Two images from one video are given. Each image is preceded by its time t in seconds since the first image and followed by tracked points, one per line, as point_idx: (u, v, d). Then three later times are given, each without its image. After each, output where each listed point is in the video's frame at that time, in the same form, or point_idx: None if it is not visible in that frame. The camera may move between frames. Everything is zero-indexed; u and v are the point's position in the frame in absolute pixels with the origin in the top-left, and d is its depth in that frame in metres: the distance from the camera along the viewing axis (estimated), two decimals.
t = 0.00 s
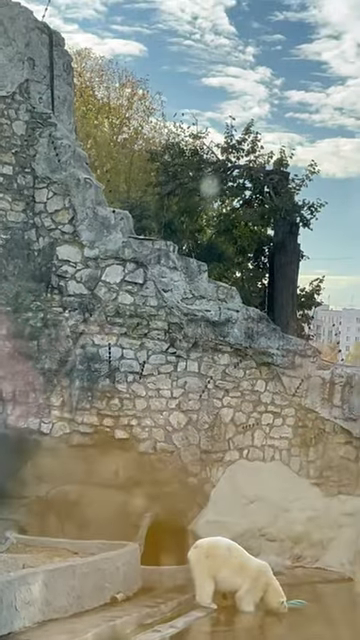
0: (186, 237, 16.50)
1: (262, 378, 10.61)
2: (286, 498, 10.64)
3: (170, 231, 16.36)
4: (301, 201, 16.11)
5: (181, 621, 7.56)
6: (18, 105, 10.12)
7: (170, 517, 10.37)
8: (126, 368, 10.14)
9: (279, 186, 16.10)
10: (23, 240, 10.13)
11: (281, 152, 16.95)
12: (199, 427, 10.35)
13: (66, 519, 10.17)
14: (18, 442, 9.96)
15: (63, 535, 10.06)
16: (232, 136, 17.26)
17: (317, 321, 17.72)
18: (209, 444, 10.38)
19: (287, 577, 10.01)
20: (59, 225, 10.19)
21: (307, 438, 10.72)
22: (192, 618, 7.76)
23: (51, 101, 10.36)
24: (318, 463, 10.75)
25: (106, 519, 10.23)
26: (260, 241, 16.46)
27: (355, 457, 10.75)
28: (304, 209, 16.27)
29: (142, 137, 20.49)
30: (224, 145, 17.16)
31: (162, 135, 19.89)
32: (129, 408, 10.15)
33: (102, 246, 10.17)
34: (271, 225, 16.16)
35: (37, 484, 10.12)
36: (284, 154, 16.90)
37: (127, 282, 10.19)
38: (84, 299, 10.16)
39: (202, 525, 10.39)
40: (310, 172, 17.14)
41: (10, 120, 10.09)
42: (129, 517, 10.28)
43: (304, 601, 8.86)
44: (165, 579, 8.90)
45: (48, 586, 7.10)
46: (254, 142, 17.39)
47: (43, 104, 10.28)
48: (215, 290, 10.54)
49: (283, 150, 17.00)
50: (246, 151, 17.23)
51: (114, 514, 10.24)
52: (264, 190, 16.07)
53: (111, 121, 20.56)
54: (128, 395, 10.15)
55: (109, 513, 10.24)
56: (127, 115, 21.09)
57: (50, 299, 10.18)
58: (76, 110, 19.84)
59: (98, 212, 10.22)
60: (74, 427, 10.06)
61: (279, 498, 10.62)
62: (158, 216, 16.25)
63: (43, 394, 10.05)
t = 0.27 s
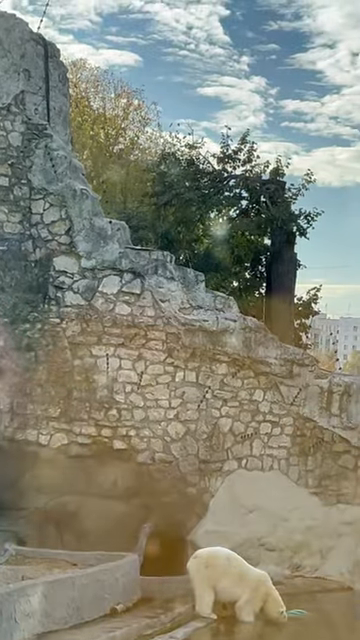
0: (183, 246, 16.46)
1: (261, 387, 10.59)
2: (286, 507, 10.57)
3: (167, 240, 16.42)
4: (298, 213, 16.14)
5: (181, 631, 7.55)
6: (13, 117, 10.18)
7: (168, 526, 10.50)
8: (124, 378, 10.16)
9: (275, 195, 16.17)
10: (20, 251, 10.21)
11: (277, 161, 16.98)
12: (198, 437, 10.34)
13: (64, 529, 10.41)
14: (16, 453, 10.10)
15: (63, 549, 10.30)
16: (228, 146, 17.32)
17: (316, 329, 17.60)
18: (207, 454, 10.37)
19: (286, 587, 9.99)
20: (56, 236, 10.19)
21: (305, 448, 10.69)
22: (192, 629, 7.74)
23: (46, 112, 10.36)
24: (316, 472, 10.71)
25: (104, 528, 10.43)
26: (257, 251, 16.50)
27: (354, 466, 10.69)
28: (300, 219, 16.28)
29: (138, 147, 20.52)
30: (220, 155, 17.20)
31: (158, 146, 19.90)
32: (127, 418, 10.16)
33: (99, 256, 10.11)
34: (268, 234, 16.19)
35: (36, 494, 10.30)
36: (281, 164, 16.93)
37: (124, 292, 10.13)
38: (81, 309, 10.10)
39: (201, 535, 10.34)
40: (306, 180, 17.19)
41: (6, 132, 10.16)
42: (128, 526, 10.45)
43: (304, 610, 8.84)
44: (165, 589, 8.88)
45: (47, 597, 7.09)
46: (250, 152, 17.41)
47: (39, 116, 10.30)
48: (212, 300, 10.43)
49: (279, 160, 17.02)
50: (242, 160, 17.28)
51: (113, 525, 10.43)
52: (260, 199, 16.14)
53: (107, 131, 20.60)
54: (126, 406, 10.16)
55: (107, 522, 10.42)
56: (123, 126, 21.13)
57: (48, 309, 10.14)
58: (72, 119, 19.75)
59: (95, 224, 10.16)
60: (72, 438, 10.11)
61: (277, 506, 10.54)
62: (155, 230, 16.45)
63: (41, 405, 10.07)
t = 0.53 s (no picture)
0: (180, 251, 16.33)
1: (258, 392, 10.52)
2: (284, 510, 10.61)
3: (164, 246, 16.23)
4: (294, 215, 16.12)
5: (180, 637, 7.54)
6: (9, 123, 10.11)
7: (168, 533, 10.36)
8: (121, 384, 10.20)
9: (271, 200, 16.13)
10: (16, 257, 10.15)
11: (273, 166, 16.98)
12: (196, 442, 10.33)
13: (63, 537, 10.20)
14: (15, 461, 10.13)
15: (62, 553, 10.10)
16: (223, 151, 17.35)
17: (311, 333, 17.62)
18: (205, 459, 10.35)
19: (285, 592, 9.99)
20: (53, 242, 10.17)
21: (303, 451, 10.66)
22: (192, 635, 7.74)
23: (42, 118, 10.32)
24: (314, 477, 10.69)
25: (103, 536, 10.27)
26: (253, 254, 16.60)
27: (352, 470, 10.69)
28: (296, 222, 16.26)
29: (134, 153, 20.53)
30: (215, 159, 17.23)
31: (154, 151, 19.93)
32: (125, 424, 10.20)
33: (96, 262, 10.11)
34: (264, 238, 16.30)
35: (34, 502, 10.20)
36: (276, 168, 16.94)
37: (121, 298, 10.15)
38: (79, 316, 10.16)
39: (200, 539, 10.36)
40: (302, 184, 17.18)
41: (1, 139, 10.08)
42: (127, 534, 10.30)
43: (303, 615, 8.84)
44: (164, 594, 8.87)
45: (47, 604, 7.12)
46: (246, 156, 17.41)
47: (34, 123, 10.26)
48: (209, 304, 10.31)
49: (275, 164, 17.02)
50: (237, 165, 17.30)
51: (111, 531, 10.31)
52: (256, 205, 16.11)
53: (102, 137, 20.62)
54: (124, 410, 10.20)
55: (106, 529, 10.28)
56: (119, 131, 21.14)
57: (45, 315, 10.18)
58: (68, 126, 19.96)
59: (92, 229, 10.13)
60: (70, 445, 10.20)
61: (275, 510, 10.59)
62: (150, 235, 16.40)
63: (39, 411, 10.15)
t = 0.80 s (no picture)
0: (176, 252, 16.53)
1: (255, 391, 10.61)
2: (283, 510, 10.69)
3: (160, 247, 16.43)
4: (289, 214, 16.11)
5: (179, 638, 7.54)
6: (5, 126, 9.95)
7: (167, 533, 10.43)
8: (118, 385, 10.19)
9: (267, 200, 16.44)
10: (13, 259, 9.99)
11: (269, 166, 17.00)
12: (193, 443, 10.33)
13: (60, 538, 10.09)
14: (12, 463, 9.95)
15: (60, 554, 9.91)
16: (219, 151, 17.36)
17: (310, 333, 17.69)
18: (203, 460, 10.35)
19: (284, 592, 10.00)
20: (49, 244, 10.09)
21: (301, 451, 10.72)
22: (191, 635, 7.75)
23: (37, 120, 10.13)
24: (312, 476, 10.73)
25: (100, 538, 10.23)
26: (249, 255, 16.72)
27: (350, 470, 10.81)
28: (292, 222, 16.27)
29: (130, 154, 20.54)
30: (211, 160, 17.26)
31: (150, 152, 19.97)
32: (122, 425, 10.17)
33: (92, 264, 10.08)
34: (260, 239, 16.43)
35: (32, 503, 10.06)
36: (272, 169, 16.96)
37: (118, 299, 10.16)
38: (75, 317, 10.12)
39: (198, 540, 10.43)
40: (298, 184, 17.18)
41: None
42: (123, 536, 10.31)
43: (302, 614, 8.86)
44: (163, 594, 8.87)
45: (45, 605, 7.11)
46: (241, 157, 17.42)
47: (30, 124, 10.08)
48: (205, 304, 10.41)
49: (270, 165, 17.04)
50: (233, 165, 17.31)
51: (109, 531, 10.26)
52: (252, 204, 16.37)
53: (98, 139, 20.65)
54: (121, 411, 10.17)
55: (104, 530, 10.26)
56: (114, 132, 21.17)
57: (42, 317, 10.07)
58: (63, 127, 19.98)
59: (88, 230, 10.09)
60: (67, 445, 10.04)
61: (272, 510, 10.64)
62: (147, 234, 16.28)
63: (37, 413, 9.98)
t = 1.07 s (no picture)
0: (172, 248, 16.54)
1: (252, 388, 10.69)
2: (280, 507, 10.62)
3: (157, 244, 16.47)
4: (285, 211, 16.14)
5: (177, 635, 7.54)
6: None
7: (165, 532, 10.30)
8: (115, 382, 10.13)
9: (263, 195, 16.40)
10: (8, 257, 10.09)
11: (264, 162, 17.01)
12: (191, 439, 10.36)
13: (58, 536, 9.99)
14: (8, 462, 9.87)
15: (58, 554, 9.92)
16: (214, 148, 17.37)
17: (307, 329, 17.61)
18: (200, 456, 10.38)
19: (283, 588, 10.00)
20: (45, 242, 10.08)
21: (298, 447, 10.78)
22: (189, 632, 7.75)
23: (33, 116, 10.19)
24: (309, 472, 10.77)
25: (98, 535, 10.12)
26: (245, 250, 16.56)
27: (348, 465, 10.86)
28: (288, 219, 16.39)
29: (125, 151, 20.54)
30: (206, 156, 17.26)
31: (145, 149, 19.98)
32: (119, 423, 10.11)
33: (88, 261, 10.05)
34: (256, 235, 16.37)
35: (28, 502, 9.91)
36: (267, 165, 16.97)
37: (114, 296, 10.13)
38: (72, 314, 10.07)
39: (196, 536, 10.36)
40: (293, 180, 17.19)
41: None
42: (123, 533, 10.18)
43: (300, 610, 8.86)
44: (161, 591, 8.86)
45: (43, 603, 7.09)
46: (236, 153, 17.42)
47: (25, 122, 10.11)
48: (201, 301, 10.55)
49: (266, 161, 17.05)
50: (228, 162, 17.31)
51: (108, 530, 10.15)
52: (248, 200, 16.33)
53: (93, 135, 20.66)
54: (118, 409, 10.12)
55: (103, 527, 10.13)
56: (110, 129, 21.18)
57: (38, 314, 10.11)
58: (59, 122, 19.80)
59: (84, 227, 10.09)
60: (64, 443, 9.94)
61: (271, 505, 10.58)
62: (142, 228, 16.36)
63: (34, 411, 9.95)
